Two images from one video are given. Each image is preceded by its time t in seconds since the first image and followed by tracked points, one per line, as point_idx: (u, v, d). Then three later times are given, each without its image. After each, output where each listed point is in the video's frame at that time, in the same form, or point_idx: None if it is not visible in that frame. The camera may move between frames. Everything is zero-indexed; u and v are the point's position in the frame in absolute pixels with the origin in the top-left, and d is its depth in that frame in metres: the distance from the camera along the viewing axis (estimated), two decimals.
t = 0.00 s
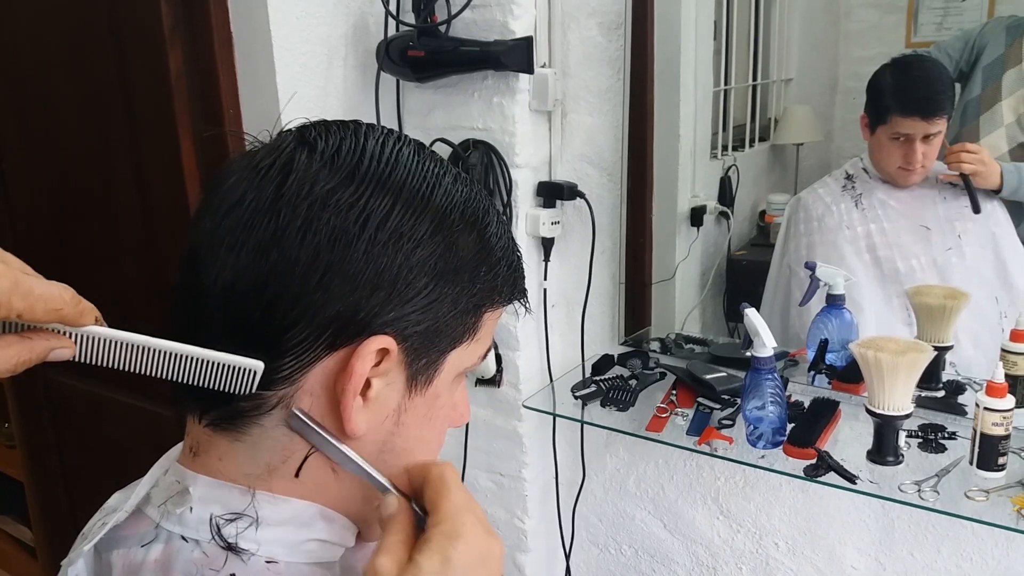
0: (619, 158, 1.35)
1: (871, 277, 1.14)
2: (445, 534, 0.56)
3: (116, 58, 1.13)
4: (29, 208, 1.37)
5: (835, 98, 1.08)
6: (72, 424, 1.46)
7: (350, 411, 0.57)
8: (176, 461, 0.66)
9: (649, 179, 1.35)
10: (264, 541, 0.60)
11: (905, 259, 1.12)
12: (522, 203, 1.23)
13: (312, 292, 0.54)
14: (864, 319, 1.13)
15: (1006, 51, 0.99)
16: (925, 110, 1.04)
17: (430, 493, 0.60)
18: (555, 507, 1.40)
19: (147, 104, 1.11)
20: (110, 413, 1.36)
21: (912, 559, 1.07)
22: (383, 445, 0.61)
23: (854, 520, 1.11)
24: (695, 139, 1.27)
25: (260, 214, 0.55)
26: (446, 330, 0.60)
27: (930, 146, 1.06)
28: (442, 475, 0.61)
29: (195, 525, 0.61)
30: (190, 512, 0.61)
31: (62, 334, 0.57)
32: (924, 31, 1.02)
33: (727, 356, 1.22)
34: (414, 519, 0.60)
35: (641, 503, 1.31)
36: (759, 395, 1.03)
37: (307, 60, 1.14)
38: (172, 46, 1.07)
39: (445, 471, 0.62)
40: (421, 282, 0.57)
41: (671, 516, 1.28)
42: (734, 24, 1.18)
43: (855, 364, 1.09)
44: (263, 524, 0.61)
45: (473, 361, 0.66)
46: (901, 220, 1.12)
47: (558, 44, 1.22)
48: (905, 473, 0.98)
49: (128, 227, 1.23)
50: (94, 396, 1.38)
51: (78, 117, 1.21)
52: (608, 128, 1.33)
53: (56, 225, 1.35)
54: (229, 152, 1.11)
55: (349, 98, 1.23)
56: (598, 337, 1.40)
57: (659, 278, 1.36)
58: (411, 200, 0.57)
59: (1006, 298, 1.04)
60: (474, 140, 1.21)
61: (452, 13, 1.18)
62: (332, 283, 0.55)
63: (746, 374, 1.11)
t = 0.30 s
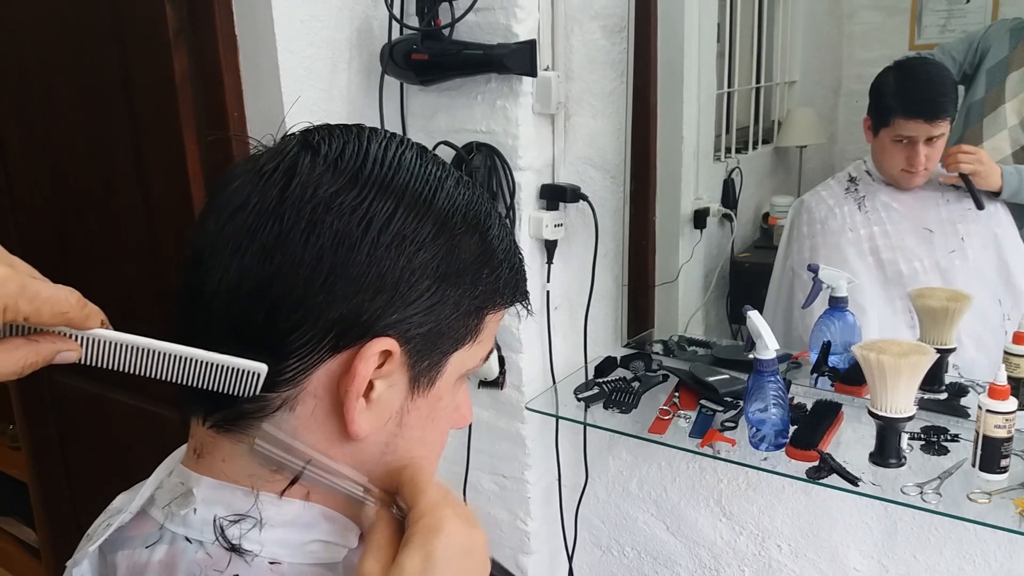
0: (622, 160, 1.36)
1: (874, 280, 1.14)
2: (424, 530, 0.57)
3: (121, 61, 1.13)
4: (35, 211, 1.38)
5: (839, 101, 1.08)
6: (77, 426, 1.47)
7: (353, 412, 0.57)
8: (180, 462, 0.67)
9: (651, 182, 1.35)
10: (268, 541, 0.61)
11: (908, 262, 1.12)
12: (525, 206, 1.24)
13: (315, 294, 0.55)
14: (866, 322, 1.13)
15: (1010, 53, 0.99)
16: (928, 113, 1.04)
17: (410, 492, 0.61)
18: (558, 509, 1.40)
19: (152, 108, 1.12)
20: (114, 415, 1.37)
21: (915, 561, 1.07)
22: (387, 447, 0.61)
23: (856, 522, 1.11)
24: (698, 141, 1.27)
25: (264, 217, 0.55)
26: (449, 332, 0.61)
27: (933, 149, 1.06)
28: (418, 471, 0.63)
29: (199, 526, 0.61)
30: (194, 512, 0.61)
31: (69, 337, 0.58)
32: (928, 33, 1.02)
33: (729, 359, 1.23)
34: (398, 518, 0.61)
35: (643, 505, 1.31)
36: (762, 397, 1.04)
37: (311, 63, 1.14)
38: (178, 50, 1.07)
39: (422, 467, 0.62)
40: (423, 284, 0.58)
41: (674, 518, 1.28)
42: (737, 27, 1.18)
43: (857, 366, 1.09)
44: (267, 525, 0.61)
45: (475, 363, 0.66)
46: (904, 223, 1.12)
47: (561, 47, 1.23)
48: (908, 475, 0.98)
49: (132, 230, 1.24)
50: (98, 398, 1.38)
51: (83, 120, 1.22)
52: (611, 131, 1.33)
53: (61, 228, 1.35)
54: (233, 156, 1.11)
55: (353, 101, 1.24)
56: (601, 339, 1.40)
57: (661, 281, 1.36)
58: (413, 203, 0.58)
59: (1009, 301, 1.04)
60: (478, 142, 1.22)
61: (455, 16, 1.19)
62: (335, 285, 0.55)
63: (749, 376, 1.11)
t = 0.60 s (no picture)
0: (621, 162, 1.36)
1: (873, 281, 1.14)
2: (423, 529, 0.59)
3: (121, 64, 1.14)
4: (35, 213, 1.38)
5: (837, 102, 1.08)
6: (76, 428, 1.47)
7: (351, 415, 0.58)
8: (180, 465, 0.67)
9: (650, 184, 1.35)
10: (267, 545, 0.61)
11: (907, 263, 1.12)
12: (524, 208, 1.24)
13: (313, 297, 0.55)
14: (866, 323, 1.13)
15: (1009, 54, 0.99)
16: (927, 114, 1.04)
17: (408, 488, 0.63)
18: (558, 511, 1.40)
19: (152, 111, 1.12)
20: (114, 417, 1.37)
21: (915, 563, 1.07)
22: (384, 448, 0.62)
23: (856, 523, 1.11)
24: (697, 143, 1.28)
25: (262, 221, 0.55)
26: (446, 335, 0.61)
27: (931, 150, 1.06)
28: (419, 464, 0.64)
29: (198, 529, 0.61)
30: (193, 516, 0.61)
31: (68, 342, 0.58)
32: (926, 35, 1.03)
33: (729, 360, 1.22)
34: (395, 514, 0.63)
35: (643, 506, 1.31)
36: (761, 399, 1.04)
37: (311, 66, 1.15)
38: (177, 53, 1.08)
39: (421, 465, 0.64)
40: (421, 287, 0.58)
41: (674, 520, 1.28)
42: (736, 28, 1.18)
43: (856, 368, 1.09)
44: (266, 529, 0.61)
45: (474, 365, 0.66)
46: (903, 224, 1.12)
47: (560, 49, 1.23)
48: (906, 476, 0.99)
49: (132, 233, 1.24)
50: (98, 400, 1.38)
51: (83, 123, 1.22)
52: (609, 133, 1.33)
53: (61, 230, 1.35)
54: (233, 158, 1.12)
55: (352, 104, 1.24)
56: (601, 340, 1.40)
57: (661, 282, 1.36)
58: (410, 206, 0.58)
59: (1008, 302, 1.04)
60: (476, 144, 1.22)
61: (454, 19, 1.19)
62: (333, 288, 0.55)
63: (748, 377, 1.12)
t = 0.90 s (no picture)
0: (628, 160, 1.36)
1: (880, 279, 1.13)
2: (424, 532, 0.57)
3: (128, 63, 1.14)
4: (43, 211, 1.39)
5: (845, 100, 1.08)
6: (84, 425, 1.47)
7: (358, 411, 0.58)
8: (188, 462, 0.68)
9: (657, 182, 1.35)
10: (274, 541, 0.61)
11: (914, 262, 1.12)
12: (531, 206, 1.24)
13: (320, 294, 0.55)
14: (872, 321, 1.13)
15: (1015, 53, 0.98)
16: (934, 112, 1.04)
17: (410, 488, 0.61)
18: (564, 509, 1.40)
19: (159, 109, 1.12)
20: (121, 414, 1.38)
21: (921, 561, 1.07)
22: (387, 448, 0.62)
23: (862, 522, 1.10)
24: (703, 141, 1.27)
25: (269, 218, 0.56)
26: (453, 332, 0.61)
27: (939, 148, 1.06)
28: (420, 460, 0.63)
29: (206, 525, 0.61)
30: (201, 512, 0.61)
31: (77, 340, 0.59)
32: (933, 33, 1.02)
33: (734, 358, 1.22)
34: (400, 516, 0.62)
35: (648, 504, 1.31)
36: (767, 397, 1.04)
37: (317, 64, 1.15)
38: (184, 52, 1.08)
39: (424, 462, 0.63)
40: (427, 285, 0.58)
41: (679, 518, 1.28)
42: (742, 26, 1.17)
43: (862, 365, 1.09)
44: (273, 525, 0.61)
45: (479, 363, 0.67)
46: (909, 223, 1.12)
47: (566, 48, 1.23)
48: (913, 475, 0.98)
49: (139, 231, 1.24)
50: (106, 398, 1.39)
51: (91, 121, 1.23)
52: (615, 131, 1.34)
53: (68, 228, 1.36)
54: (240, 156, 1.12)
55: (358, 102, 1.25)
56: (606, 338, 1.40)
57: (667, 281, 1.36)
58: (417, 204, 0.58)
59: (1015, 301, 1.04)
60: (483, 143, 1.22)
61: (461, 17, 1.19)
62: (340, 285, 0.55)
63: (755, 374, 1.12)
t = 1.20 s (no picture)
0: (629, 151, 1.36)
1: (881, 272, 1.13)
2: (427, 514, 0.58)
3: (127, 49, 1.13)
4: (42, 198, 1.38)
5: (846, 93, 1.07)
6: (84, 414, 1.47)
7: (360, 398, 0.58)
8: (187, 448, 0.68)
9: (658, 173, 1.34)
10: (274, 529, 0.61)
11: (915, 255, 1.11)
12: (531, 196, 1.24)
13: (321, 279, 0.55)
14: (873, 314, 1.13)
15: (1018, 46, 0.98)
16: (934, 106, 1.04)
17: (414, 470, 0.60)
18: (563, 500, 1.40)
19: (159, 96, 1.12)
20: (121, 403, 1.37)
21: (920, 553, 1.07)
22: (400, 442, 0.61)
23: (861, 514, 1.11)
24: (705, 132, 1.25)
25: (270, 203, 0.55)
26: (454, 320, 0.60)
27: (941, 141, 1.05)
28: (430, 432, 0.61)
29: (205, 511, 0.62)
30: (200, 498, 0.62)
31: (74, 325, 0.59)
32: (936, 26, 1.02)
33: (735, 350, 1.22)
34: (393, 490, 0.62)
35: (647, 495, 1.31)
36: (767, 388, 1.04)
37: (317, 53, 1.14)
38: (184, 39, 1.07)
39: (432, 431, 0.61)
40: (429, 271, 0.58)
41: (678, 509, 1.28)
42: (745, 16, 1.16)
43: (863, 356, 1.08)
44: (274, 512, 0.61)
45: (481, 351, 0.66)
46: (911, 216, 1.11)
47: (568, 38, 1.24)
48: (913, 467, 0.98)
49: (138, 219, 1.24)
50: (105, 386, 1.39)
51: (90, 109, 1.22)
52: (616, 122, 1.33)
53: (68, 216, 1.35)
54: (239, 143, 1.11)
55: (358, 91, 1.24)
56: (606, 330, 1.40)
57: (667, 273, 1.35)
58: (418, 189, 0.58)
59: (1015, 294, 1.04)
60: (483, 132, 1.21)
61: (462, 5, 1.19)
62: (340, 271, 0.55)
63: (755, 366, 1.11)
